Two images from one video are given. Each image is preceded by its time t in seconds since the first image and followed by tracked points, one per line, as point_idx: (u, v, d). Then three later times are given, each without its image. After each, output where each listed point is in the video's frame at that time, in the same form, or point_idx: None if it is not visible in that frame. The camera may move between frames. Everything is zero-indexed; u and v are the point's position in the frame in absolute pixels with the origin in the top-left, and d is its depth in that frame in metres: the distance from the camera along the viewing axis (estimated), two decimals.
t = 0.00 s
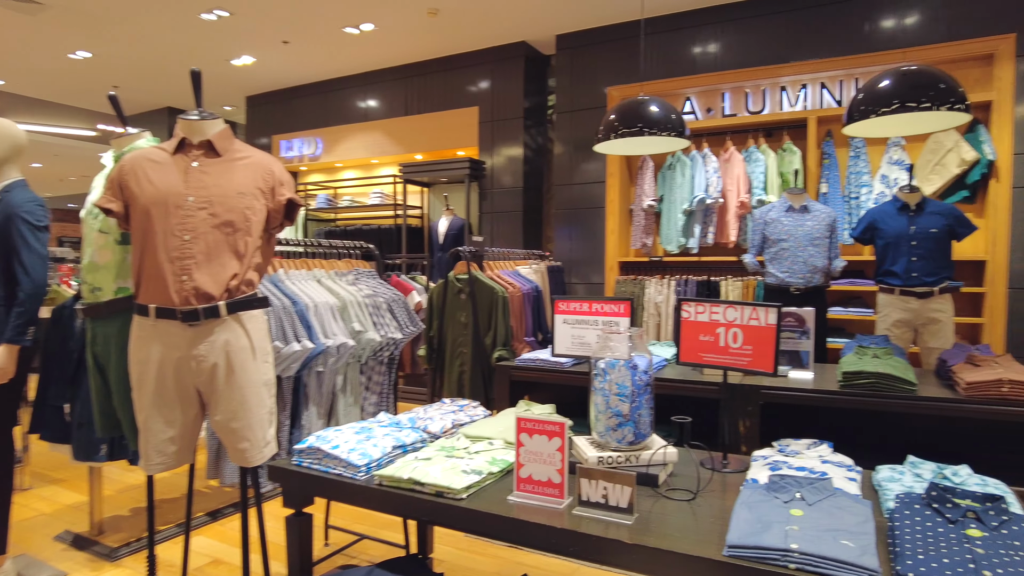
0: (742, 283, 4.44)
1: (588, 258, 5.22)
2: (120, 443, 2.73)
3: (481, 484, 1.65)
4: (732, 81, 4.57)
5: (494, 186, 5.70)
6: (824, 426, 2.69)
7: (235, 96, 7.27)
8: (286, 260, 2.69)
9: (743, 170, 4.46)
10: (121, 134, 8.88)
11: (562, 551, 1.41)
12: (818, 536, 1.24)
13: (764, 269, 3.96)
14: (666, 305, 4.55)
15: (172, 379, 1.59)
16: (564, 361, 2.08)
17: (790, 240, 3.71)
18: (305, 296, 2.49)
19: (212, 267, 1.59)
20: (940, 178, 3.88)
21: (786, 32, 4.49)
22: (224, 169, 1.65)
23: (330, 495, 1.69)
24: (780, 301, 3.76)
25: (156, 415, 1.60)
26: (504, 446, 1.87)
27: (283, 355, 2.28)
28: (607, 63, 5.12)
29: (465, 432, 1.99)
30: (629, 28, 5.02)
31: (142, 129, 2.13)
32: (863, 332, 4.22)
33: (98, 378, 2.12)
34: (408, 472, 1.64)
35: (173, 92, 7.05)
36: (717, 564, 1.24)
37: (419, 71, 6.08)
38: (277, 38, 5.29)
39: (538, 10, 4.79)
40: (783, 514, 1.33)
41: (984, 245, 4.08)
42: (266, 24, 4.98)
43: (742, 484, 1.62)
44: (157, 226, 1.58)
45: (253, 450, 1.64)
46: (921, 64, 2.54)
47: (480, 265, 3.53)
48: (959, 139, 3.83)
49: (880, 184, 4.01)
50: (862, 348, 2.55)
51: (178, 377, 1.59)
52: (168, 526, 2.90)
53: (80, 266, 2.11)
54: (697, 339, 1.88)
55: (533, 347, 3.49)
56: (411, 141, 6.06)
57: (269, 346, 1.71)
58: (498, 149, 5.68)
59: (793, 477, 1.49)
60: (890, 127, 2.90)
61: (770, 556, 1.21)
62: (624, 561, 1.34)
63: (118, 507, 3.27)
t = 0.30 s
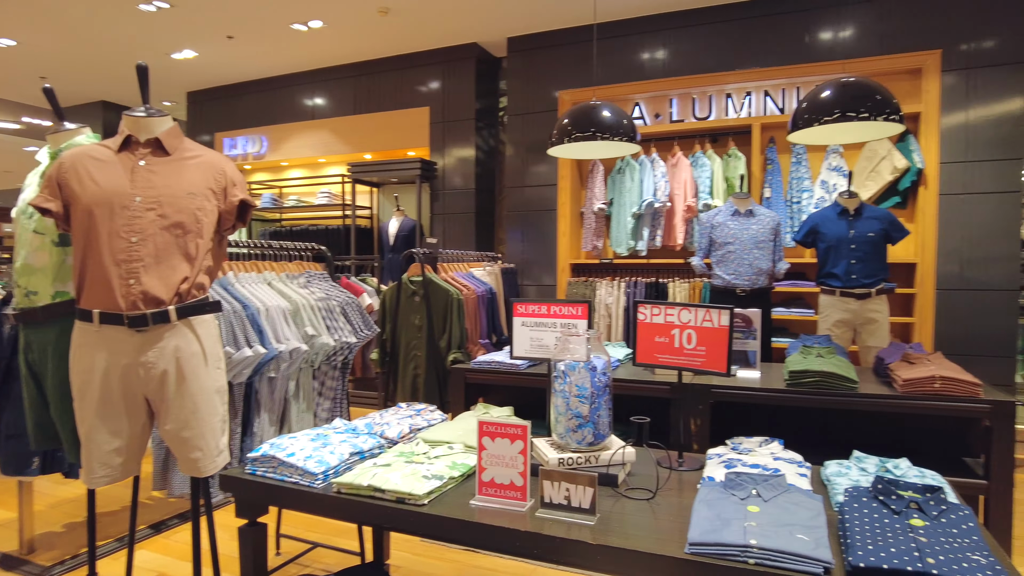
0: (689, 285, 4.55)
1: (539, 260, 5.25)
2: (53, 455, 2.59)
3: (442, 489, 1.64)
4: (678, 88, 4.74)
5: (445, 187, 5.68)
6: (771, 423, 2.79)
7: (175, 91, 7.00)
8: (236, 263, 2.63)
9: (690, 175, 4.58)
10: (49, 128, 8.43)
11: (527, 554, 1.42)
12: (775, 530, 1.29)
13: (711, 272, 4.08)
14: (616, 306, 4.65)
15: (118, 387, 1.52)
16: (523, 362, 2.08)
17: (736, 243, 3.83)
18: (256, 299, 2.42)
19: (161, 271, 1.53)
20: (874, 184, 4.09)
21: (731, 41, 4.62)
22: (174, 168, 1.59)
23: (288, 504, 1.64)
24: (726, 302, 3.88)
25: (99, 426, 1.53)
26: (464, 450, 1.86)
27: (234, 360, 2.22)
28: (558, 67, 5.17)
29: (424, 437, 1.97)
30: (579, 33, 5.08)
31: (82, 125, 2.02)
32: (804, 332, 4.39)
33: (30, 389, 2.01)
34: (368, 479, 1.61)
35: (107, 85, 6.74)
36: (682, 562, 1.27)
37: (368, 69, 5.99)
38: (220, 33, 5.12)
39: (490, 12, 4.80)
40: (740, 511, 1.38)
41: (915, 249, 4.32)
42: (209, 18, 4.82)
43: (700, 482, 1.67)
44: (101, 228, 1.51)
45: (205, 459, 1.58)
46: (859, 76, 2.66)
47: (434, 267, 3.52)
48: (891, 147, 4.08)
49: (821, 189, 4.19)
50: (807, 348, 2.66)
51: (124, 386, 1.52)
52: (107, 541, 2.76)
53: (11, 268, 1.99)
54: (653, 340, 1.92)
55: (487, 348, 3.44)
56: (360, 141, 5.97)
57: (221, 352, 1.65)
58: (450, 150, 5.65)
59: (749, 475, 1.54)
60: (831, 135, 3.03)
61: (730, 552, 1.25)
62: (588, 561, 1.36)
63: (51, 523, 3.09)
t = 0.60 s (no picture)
0: (647, 287, 4.66)
1: (500, 262, 5.24)
2: None
3: (422, 495, 1.62)
4: (639, 93, 4.88)
5: (405, 188, 5.62)
6: (733, 421, 2.86)
7: (117, 85, 6.71)
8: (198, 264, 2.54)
9: (649, 179, 4.69)
10: None
11: (513, 558, 1.41)
12: (756, 528, 1.33)
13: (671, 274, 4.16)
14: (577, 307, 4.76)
15: (81, 397, 1.45)
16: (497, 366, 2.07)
17: (696, 246, 3.92)
18: (221, 302, 2.34)
19: (128, 275, 1.47)
20: (825, 189, 4.24)
21: (687, 48, 4.73)
22: (141, 168, 1.53)
23: (261, 515, 1.59)
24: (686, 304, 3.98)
25: (60, 438, 1.46)
26: (440, 456, 1.84)
27: (201, 367, 2.14)
28: (518, 68, 5.18)
29: (398, 442, 1.94)
30: (540, 36, 5.10)
31: (33, 120, 1.93)
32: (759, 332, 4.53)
33: None
34: (346, 487, 1.57)
35: (43, 77, 6.40)
36: (670, 561, 1.29)
37: (324, 67, 5.87)
38: (170, 26, 4.94)
39: (451, 13, 4.77)
40: (721, 510, 1.41)
41: (862, 252, 4.50)
42: (158, 10, 4.64)
43: (677, 482, 1.70)
44: (63, 229, 1.44)
45: (175, 471, 1.52)
46: (815, 86, 2.77)
47: (399, 269, 3.49)
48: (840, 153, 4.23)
49: (775, 195, 4.35)
50: (768, 348, 2.73)
51: (88, 395, 1.46)
52: (55, 557, 2.63)
53: None
54: (627, 343, 1.93)
55: (453, 351, 3.47)
56: (316, 139, 5.85)
57: (190, 359, 1.59)
58: (409, 150, 5.60)
59: (726, 474, 1.58)
60: (788, 141, 3.13)
61: (716, 551, 1.28)
62: (574, 565, 1.36)
63: None
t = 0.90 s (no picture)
0: (623, 287, 4.72)
1: (477, 261, 5.23)
2: None
3: (414, 498, 1.59)
4: (615, 95, 4.95)
5: (379, 186, 5.57)
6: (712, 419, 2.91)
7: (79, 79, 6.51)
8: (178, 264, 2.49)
9: (625, 180, 4.77)
10: None
11: (509, 560, 1.39)
12: (751, 525, 1.34)
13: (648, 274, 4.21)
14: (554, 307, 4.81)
15: (62, 402, 1.44)
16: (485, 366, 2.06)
17: (673, 247, 3.98)
18: (203, 303, 2.31)
19: (112, 275, 1.46)
20: (797, 191, 4.38)
21: (662, 50, 4.78)
22: (125, 165, 1.52)
23: (248, 520, 1.54)
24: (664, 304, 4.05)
25: (40, 444, 1.44)
26: (430, 458, 1.82)
27: (184, 369, 2.11)
28: (493, 67, 5.17)
29: (386, 445, 1.92)
30: (517, 36, 5.10)
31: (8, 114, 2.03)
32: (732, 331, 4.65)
33: None
34: (337, 491, 1.54)
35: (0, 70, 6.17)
36: (669, 561, 1.29)
37: (296, 63, 5.78)
38: (136, 18, 4.79)
39: (427, 10, 4.73)
40: (716, 508, 1.43)
41: (832, 253, 4.62)
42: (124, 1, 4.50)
43: (667, 480, 1.72)
44: (42, 227, 1.42)
45: (160, 476, 1.52)
46: (790, 90, 2.82)
47: (379, 269, 3.47)
48: (812, 156, 4.37)
49: (748, 195, 4.45)
50: (746, 347, 2.79)
51: (69, 400, 1.44)
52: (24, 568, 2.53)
53: None
54: (616, 343, 1.94)
55: (433, 351, 3.48)
56: (288, 137, 5.76)
57: (175, 362, 1.59)
58: (383, 148, 5.55)
59: (717, 472, 1.60)
60: (764, 144, 3.19)
61: (712, 548, 1.29)
62: (571, 565, 1.35)
63: None
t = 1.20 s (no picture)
0: (606, 286, 4.78)
1: (459, 260, 5.22)
2: None
3: (406, 497, 1.57)
4: (597, 96, 4.98)
5: (360, 184, 5.53)
6: (696, 416, 2.95)
7: (50, 73, 6.37)
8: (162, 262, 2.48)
9: (607, 180, 4.80)
10: None
11: (503, 557, 1.38)
12: (742, 519, 1.36)
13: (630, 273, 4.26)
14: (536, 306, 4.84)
15: (46, 403, 1.45)
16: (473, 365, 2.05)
17: (655, 245, 4.05)
18: (188, 301, 2.31)
19: (97, 273, 1.48)
20: (776, 191, 4.45)
21: (643, 50, 4.81)
22: (111, 161, 1.55)
23: (237, 521, 1.52)
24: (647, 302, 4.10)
25: (22, 447, 1.45)
26: (420, 457, 1.80)
27: (170, 368, 2.11)
28: (475, 66, 5.16)
29: (375, 444, 1.90)
30: (499, 35, 5.10)
31: None
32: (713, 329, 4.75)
33: None
34: (327, 490, 1.51)
35: None
36: (662, 555, 1.30)
37: (275, 59, 5.71)
38: (110, 12, 4.70)
39: (409, 8, 4.71)
40: (707, 502, 1.44)
41: (810, 252, 4.70)
42: None
43: (657, 476, 1.73)
44: (25, 224, 1.44)
45: (148, 478, 1.54)
46: (772, 90, 2.87)
47: (362, 268, 3.46)
48: (791, 157, 4.44)
49: (727, 195, 4.51)
50: (728, 345, 2.83)
51: (53, 401, 1.46)
52: None
53: None
54: (605, 340, 1.94)
55: (417, 351, 3.47)
56: (268, 134, 5.71)
57: (162, 362, 1.61)
58: (364, 146, 5.51)
59: (707, 467, 1.62)
60: (745, 144, 3.22)
61: (704, 542, 1.30)
62: (565, 561, 1.35)
63: None
